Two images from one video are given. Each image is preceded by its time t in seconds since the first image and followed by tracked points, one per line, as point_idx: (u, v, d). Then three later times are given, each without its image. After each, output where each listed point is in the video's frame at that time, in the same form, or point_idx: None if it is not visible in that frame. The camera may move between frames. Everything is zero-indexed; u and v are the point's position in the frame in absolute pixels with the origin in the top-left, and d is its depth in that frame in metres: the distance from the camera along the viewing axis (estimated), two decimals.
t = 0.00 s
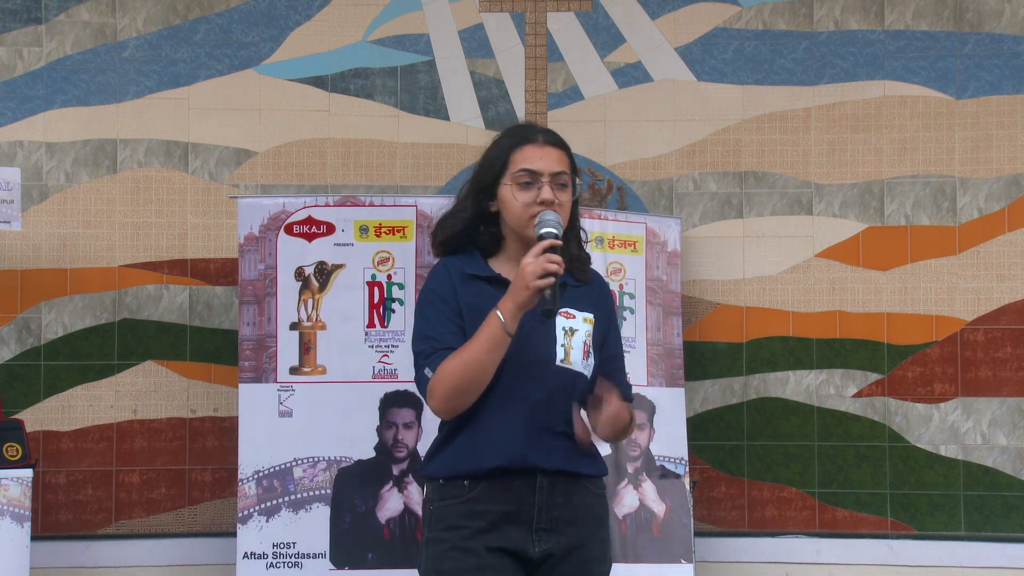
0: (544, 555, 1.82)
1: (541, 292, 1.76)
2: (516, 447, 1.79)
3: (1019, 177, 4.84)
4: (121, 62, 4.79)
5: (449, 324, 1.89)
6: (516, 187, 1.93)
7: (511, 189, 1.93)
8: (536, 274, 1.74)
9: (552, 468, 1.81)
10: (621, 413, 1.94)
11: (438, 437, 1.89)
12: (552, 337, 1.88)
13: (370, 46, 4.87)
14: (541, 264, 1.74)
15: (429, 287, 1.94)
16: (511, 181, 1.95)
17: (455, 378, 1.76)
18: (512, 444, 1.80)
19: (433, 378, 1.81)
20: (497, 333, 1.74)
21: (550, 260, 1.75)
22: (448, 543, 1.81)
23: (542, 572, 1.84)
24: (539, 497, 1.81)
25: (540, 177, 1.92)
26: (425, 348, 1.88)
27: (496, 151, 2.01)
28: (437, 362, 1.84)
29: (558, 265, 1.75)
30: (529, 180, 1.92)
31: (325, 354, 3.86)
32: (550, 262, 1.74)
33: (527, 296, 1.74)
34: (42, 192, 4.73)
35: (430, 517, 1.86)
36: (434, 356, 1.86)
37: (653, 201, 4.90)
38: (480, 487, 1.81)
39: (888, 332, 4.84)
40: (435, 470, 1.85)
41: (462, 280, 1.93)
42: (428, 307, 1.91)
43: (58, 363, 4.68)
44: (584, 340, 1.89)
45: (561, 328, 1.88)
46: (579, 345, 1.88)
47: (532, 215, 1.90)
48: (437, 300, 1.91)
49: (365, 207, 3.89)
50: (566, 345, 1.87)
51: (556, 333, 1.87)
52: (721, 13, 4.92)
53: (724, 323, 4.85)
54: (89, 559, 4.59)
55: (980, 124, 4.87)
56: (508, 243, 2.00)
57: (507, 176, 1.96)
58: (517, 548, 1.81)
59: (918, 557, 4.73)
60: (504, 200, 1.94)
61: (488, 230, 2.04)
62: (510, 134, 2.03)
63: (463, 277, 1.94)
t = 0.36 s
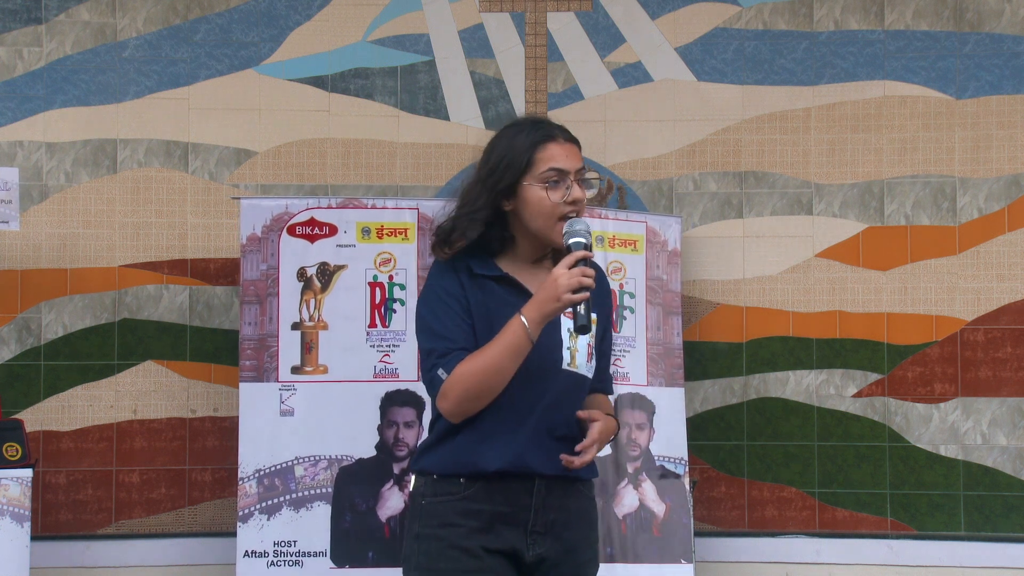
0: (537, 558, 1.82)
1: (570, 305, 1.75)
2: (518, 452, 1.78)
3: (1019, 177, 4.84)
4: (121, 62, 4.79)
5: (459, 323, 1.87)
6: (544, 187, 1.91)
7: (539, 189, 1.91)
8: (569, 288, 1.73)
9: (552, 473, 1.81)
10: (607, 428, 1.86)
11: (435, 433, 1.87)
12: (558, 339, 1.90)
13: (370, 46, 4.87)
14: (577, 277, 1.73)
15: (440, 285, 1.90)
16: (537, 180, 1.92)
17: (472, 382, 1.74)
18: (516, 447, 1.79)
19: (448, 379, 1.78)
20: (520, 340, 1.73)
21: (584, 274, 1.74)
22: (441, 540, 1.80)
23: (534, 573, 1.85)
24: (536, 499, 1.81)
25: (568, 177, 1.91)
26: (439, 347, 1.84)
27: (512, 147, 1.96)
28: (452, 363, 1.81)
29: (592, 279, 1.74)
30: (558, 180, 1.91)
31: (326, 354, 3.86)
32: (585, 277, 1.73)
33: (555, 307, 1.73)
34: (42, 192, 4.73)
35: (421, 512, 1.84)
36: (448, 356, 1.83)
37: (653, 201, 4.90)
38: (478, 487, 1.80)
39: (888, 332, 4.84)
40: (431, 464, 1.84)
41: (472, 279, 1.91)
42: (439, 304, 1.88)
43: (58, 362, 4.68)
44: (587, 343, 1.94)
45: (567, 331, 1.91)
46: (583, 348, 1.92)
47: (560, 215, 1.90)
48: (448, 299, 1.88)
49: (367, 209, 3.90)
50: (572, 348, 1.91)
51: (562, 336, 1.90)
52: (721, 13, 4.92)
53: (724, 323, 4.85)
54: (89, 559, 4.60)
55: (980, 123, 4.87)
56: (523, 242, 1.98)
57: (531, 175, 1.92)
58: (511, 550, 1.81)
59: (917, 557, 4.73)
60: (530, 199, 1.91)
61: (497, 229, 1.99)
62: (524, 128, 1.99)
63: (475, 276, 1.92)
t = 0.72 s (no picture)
0: (531, 558, 1.82)
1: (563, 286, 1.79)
2: (510, 447, 1.79)
3: (1019, 177, 4.84)
4: (121, 62, 4.78)
5: (445, 312, 1.85)
6: (526, 171, 1.90)
7: (522, 173, 1.90)
8: (564, 267, 1.77)
9: (545, 469, 1.82)
10: (593, 418, 1.87)
11: (423, 426, 1.85)
12: (544, 326, 1.91)
13: (370, 46, 4.87)
14: (573, 257, 1.78)
15: (421, 275, 1.88)
16: (519, 164, 1.91)
17: (467, 372, 1.73)
18: (508, 443, 1.79)
19: (440, 371, 1.76)
20: (511, 324, 1.73)
21: (579, 254, 1.80)
22: (433, 539, 1.78)
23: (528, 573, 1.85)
24: (530, 498, 1.81)
25: (549, 160, 1.91)
26: (427, 339, 1.82)
27: (492, 132, 1.94)
28: (442, 353, 1.79)
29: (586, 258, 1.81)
30: (540, 164, 1.90)
31: (327, 354, 3.86)
32: (580, 257, 1.79)
33: (551, 288, 1.76)
34: (42, 191, 4.73)
35: (409, 511, 1.81)
36: (437, 346, 1.81)
37: (653, 201, 4.90)
38: (470, 485, 1.79)
39: (888, 332, 4.84)
40: (419, 461, 1.82)
41: (452, 268, 1.90)
42: (423, 295, 1.85)
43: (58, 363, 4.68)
44: (572, 329, 1.95)
45: (551, 317, 1.93)
46: (569, 333, 1.94)
47: (543, 199, 1.90)
48: (431, 290, 1.86)
49: (368, 210, 3.90)
50: (557, 334, 1.92)
51: (548, 322, 1.91)
52: (721, 13, 4.92)
53: (723, 323, 4.85)
54: (89, 559, 4.60)
55: (980, 123, 4.87)
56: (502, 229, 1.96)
57: (512, 160, 1.91)
58: (505, 550, 1.81)
59: (917, 557, 4.73)
60: (512, 183, 1.90)
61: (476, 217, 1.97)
62: (501, 112, 1.98)
63: (455, 264, 1.90)
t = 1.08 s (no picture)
0: (524, 556, 1.82)
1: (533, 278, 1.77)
2: (490, 446, 1.79)
3: (1019, 177, 4.84)
4: (121, 62, 4.78)
5: (418, 316, 1.87)
6: (496, 163, 1.92)
7: (492, 165, 1.92)
8: (531, 259, 1.75)
9: (528, 465, 1.82)
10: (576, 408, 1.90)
11: (406, 431, 1.87)
12: (521, 322, 1.91)
13: (370, 46, 4.87)
14: (539, 249, 1.76)
15: (393, 280, 1.90)
16: (488, 157, 1.93)
17: (441, 372, 1.73)
18: (487, 443, 1.79)
19: (414, 374, 1.77)
20: (483, 320, 1.74)
21: (546, 245, 1.77)
22: (421, 543, 1.78)
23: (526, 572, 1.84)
24: (515, 495, 1.81)
25: (517, 151, 1.94)
26: (400, 343, 1.84)
27: (457, 129, 1.96)
28: (415, 356, 1.80)
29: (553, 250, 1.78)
30: (508, 155, 1.93)
31: (327, 354, 3.86)
32: (546, 248, 1.76)
33: (518, 281, 1.75)
34: (42, 191, 4.73)
35: (397, 516, 1.83)
36: (411, 350, 1.82)
37: (653, 201, 4.90)
38: (453, 487, 1.79)
39: (888, 332, 4.84)
40: (403, 466, 1.84)
41: (423, 272, 1.91)
42: (396, 300, 1.87)
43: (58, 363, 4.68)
44: (551, 323, 1.94)
45: (527, 313, 1.92)
46: (548, 328, 1.93)
47: (515, 190, 1.92)
48: (403, 295, 1.88)
49: (366, 210, 3.91)
50: (536, 330, 1.91)
51: (523, 319, 1.91)
52: (721, 13, 4.92)
53: (723, 323, 4.85)
54: (89, 559, 4.59)
55: (980, 124, 4.87)
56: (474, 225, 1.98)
57: (481, 153, 1.93)
58: (495, 550, 1.80)
59: (918, 557, 4.73)
60: (483, 176, 1.92)
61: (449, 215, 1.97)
62: (461, 108, 2.00)
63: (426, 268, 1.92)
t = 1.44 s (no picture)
0: (519, 559, 1.80)
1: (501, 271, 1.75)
2: (485, 448, 1.79)
3: (1019, 177, 4.84)
4: (121, 62, 4.79)
5: (403, 321, 1.87)
6: (466, 159, 1.90)
7: (462, 162, 1.91)
8: (493, 253, 1.73)
9: (524, 467, 1.81)
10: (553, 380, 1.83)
11: (402, 437, 1.87)
12: (515, 321, 1.89)
13: (370, 46, 4.87)
14: (499, 242, 1.73)
15: (379, 286, 1.90)
16: (459, 155, 1.91)
17: (419, 374, 1.74)
18: (482, 445, 1.79)
19: (394, 380, 1.78)
20: (456, 319, 1.73)
21: (507, 237, 1.74)
22: (417, 544, 1.79)
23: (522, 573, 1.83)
24: (510, 497, 1.80)
25: (491, 146, 1.90)
26: (384, 349, 1.85)
27: (431, 127, 1.97)
28: (396, 361, 1.81)
29: (515, 240, 1.75)
30: (480, 151, 1.90)
31: (326, 354, 3.86)
32: (508, 240, 1.74)
33: (487, 276, 1.74)
34: (42, 191, 4.73)
35: (395, 518, 1.83)
36: (393, 356, 1.83)
37: (653, 201, 4.90)
38: (449, 489, 1.79)
39: (888, 332, 4.84)
40: (400, 469, 1.84)
41: (410, 276, 1.91)
42: (381, 307, 1.88)
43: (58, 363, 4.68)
44: (548, 320, 1.92)
45: (522, 311, 1.90)
46: (543, 326, 1.91)
47: (486, 186, 1.89)
48: (389, 300, 1.88)
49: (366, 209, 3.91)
50: (529, 328, 1.90)
51: (517, 319, 1.89)
52: (721, 13, 4.93)
53: (724, 323, 4.85)
54: (89, 559, 4.59)
55: (980, 124, 4.87)
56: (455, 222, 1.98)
57: (453, 151, 1.92)
58: (492, 552, 1.79)
59: (918, 558, 4.73)
60: (454, 173, 1.91)
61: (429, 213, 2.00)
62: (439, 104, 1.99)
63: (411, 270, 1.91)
